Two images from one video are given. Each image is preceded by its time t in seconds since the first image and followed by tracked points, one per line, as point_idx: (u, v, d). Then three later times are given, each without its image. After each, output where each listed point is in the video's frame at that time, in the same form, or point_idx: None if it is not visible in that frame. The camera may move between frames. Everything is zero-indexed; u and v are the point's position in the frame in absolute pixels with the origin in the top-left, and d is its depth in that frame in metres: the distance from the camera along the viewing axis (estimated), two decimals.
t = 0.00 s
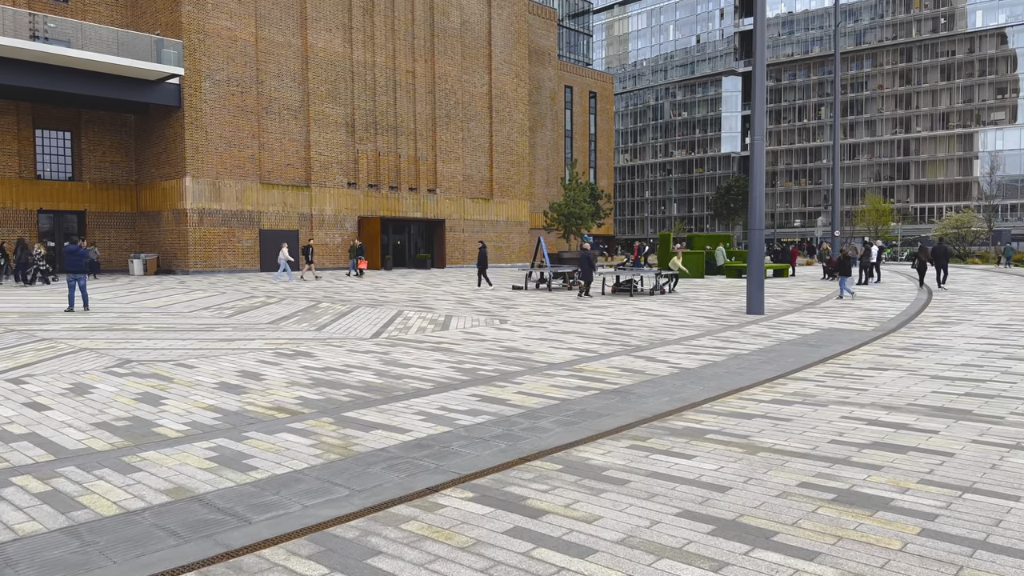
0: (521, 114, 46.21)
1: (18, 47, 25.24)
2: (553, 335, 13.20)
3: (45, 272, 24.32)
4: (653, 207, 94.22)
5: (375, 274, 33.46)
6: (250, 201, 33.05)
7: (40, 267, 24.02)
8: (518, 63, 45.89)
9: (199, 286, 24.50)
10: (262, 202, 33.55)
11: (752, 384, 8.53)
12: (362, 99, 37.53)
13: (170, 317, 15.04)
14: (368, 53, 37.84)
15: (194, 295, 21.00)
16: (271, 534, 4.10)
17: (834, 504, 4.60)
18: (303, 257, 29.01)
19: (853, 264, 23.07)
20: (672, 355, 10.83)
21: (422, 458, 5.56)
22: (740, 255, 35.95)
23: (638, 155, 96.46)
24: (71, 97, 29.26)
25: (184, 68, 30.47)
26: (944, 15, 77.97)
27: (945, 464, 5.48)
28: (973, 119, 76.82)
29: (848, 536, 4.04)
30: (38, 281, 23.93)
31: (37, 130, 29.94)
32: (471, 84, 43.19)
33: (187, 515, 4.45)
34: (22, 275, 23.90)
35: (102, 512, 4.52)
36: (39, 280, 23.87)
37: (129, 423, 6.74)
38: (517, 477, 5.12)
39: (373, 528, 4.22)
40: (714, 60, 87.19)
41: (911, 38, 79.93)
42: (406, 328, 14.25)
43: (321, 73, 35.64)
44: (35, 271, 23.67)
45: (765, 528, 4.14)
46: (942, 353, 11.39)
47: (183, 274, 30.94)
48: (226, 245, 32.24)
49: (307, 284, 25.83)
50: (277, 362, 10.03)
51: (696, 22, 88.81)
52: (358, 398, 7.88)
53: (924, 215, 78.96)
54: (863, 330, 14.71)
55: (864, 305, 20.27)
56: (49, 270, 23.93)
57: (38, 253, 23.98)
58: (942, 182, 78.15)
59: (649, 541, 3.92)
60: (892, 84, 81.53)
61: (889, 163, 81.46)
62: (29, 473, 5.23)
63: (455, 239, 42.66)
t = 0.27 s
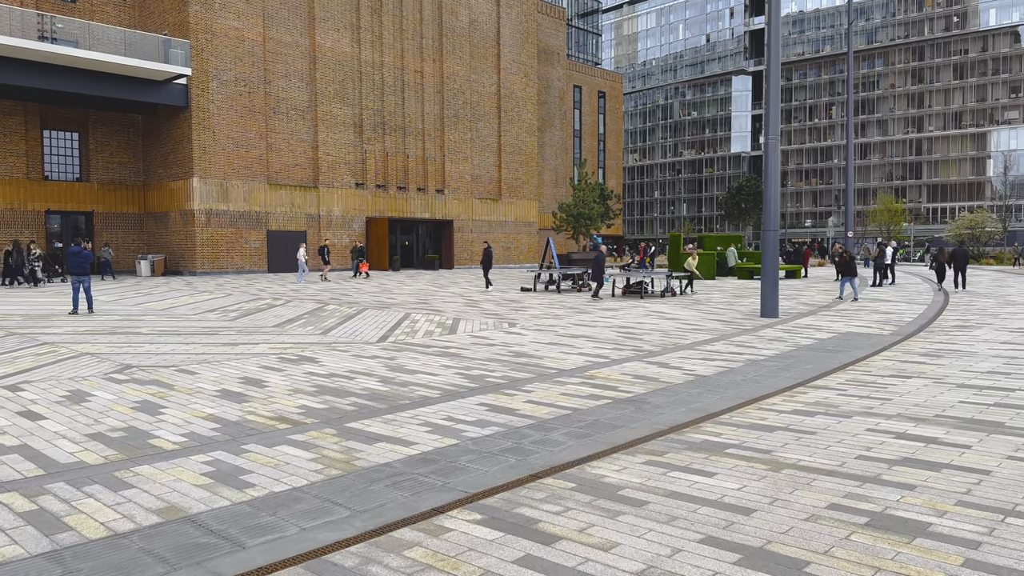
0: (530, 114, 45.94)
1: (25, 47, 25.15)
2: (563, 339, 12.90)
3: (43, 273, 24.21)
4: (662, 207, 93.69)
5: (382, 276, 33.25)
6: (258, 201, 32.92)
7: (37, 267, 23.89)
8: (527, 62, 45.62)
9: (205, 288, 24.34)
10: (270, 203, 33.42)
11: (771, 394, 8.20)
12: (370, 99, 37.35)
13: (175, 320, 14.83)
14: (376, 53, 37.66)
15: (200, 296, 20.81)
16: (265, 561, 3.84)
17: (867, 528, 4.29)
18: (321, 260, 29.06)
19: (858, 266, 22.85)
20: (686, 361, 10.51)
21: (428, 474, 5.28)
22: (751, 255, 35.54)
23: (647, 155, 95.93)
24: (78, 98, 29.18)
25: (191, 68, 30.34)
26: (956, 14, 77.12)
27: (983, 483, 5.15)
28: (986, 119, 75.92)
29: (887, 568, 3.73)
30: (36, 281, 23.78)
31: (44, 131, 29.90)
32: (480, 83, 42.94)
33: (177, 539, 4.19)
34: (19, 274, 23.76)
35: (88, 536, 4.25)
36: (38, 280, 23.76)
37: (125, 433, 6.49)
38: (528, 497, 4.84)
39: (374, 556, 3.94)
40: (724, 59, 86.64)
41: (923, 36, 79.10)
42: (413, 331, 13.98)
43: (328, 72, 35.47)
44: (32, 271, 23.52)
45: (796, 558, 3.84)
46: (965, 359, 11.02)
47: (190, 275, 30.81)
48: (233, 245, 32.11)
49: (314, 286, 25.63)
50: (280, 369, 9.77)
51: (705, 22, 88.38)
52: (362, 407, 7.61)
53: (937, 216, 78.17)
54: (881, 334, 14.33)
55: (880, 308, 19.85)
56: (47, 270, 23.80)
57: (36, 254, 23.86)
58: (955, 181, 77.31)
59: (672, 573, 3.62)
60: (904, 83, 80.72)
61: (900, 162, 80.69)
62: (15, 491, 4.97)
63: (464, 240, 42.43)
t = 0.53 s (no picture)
0: (539, 113, 45.65)
1: (32, 46, 25.03)
2: (572, 340, 12.59)
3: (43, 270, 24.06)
4: (672, 206, 93.10)
5: (389, 275, 33.04)
6: (265, 201, 32.78)
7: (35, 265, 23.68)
8: (536, 61, 45.33)
9: (211, 287, 24.16)
10: (277, 202, 33.27)
11: (789, 398, 7.87)
12: (377, 98, 37.15)
13: (178, 320, 14.62)
14: (384, 51, 37.45)
15: (206, 296, 20.62)
16: None
17: (901, 546, 3.98)
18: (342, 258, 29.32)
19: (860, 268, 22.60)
20: (700, 363, 10.18)
21: (430, 483, 5.00)
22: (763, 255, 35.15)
23: (656, 154, 95.34)
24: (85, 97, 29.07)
25: (199, 67, 30.18)
26: (970, 11, 76.21)
27: (1021, 495, 4.83)
28: (1000, 117, 74.97)
29: None
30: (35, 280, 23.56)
31: (52, 130, 29.82)
32: (488, 82, 42.66)
33: (161, 554, 3.93)
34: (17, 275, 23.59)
35: (67, 550, 4.00)
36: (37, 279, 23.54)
37: (116, 438, 6.23)
38: (535, 509, 4.54)
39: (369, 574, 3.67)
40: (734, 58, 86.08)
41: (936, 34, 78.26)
42: (418, 331, 13.72)
43: (336, 71, 35.29)
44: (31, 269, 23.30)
45: None
46: (988, 362, 10.65)
47: (197, 275, 30.68)
48: (240, 245, 31.98)
49: (321, 285, 25.42)
50: (282, 370, 9.51)
51: (716, 20, 87.93)
52: (363, 411, 7.33)
53: (950, 215, 77.29)
54: (899, 335, 13.96)
55: (896, 309, 19.43)
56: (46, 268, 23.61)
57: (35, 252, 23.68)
58: (968, 181, 76.41)
59: None
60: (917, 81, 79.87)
61: (913, 161, 79.87)
62: None
63: (472, 239, 42.16)
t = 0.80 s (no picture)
0: (547, 112, 45.31)
1: (39, 46, 24.86)
2: (583, 344, 12.25)
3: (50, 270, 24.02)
4: (681, 206, 92.47)
5: (397, 276, 32.81)
6: (272, 201, 32.59)
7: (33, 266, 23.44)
8: (544, 60, 44.99)
9: (217, 288, 23.97)
10: (284, 202, 33.08)
11: (811, 407, 7.51)
12: (385, 98, 36.90)
13: (181, 322, 14.36)
14: (392, 50, 37.19)
15: (211, 297, 20.41)
16: None
17: None
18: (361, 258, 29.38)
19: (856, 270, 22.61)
20: (715, 370, 9.82)
21: (433, 502, 4.69)
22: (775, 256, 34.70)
23: (666, 154, 94.74)
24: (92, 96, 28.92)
25: (206, 66, 30.00)
26: (983, 9, 75.26)
27: None
28: (1014, 116, 73.95)
29: None
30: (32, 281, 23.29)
31: (59, 131, 29.72)
32: (496, 81, 42.34)
33: None
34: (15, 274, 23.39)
35: None
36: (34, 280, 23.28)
37: (106, 450, 5.95)
38: (544, 533, 4.22)
39: None
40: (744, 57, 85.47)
41: (948, 32, 77.35)
42: (425, 335, 13.41)
43: (344, 70, 35.05)
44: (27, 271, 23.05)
45: None
46: (1016, 368, 10.23)
47: (204, 275, 30.52)
48: (248, 245, 31.81)
49: (327, 286, 25.17)
50: (283, 376, 9.22)
51: (726, 19, 87.50)
52: (365, 421, 7.03)
53: (963, 215, 76.36)
54: (920, 339, 13.54)
55: (914, 311, 18.98)
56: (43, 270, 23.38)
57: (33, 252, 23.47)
58: (981, 180, 75.45)
59: None
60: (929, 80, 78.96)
61: (925, 161, 78.99)
62: None
63: (480, 240, 41.85)
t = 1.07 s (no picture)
0: (556, 111, 45.01)
1: (45, 44, 24.69)
2: (595, 346, 11.94)
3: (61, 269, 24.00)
4: (690, 206, 91.88)
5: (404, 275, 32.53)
6: (280, 200, 32.41)
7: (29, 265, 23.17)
8: (553, 58, 44.67)
9: (224, 288, 23.78)
10: (292, 201, 32.91)
11: (836, 415, 7.17)
12: (393, 97, 36.68)
13: (185, 323, 14.14)
14: (400, 49, 36.96)
15: (218, 298, 20.21)
16: None
17: None
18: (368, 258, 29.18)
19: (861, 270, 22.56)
20: (732, 374, 9.50)
21: (442, 518, 4.40)
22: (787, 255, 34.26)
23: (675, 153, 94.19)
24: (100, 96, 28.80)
25: (213, 65, 29.84)
26: (996, 7, 74.24)
27: None
28: None
29: None
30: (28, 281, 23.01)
31: (67, 130, 29.64)
32: (505, 80, 42.03)
33: None
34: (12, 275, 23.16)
35: None
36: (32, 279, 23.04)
37: (100, 458, 5.69)
38: (561, 554, 3.93)
39: None
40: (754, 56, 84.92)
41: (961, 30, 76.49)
42: (433, 336, 13.13)
43: (352, 69, 34.84)
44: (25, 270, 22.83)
45: None
46: None
47: (211, 275, 30.36)
48: (255, 245, 31.64)
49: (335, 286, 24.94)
50: (287, 379, 8.96)
51: (736, 17, 87.20)
52: (371, 427, 6.75)
53: (976, 215, 75.48)
54: (941, 341, 13.16)
55: (932, 312, 18.57)
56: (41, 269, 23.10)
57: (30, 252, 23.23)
58: (993, 180, 74.52)
59: None
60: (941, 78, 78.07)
61: (938, 160, 78.14)
62: None
63: (488, 239, 41.58)
